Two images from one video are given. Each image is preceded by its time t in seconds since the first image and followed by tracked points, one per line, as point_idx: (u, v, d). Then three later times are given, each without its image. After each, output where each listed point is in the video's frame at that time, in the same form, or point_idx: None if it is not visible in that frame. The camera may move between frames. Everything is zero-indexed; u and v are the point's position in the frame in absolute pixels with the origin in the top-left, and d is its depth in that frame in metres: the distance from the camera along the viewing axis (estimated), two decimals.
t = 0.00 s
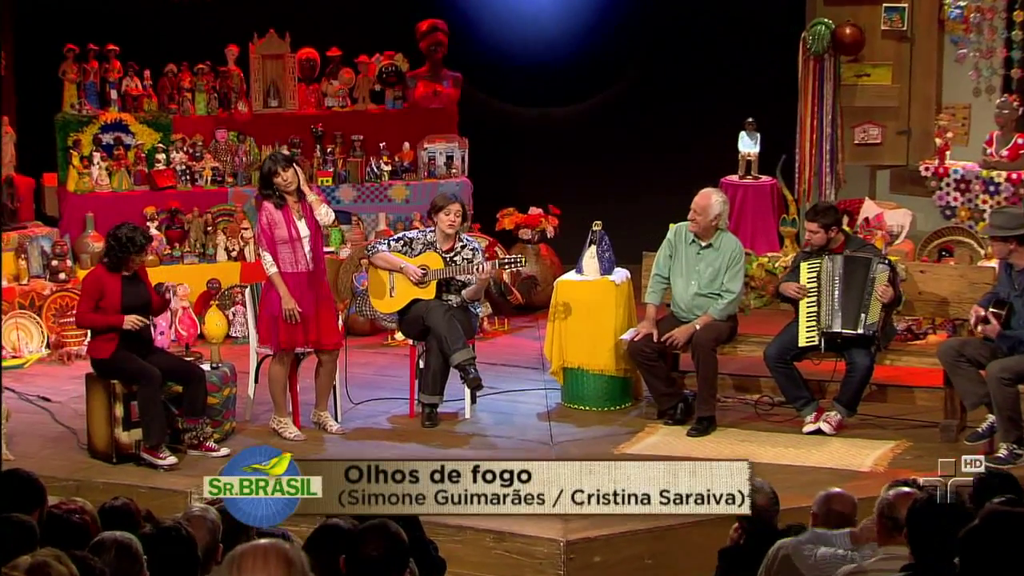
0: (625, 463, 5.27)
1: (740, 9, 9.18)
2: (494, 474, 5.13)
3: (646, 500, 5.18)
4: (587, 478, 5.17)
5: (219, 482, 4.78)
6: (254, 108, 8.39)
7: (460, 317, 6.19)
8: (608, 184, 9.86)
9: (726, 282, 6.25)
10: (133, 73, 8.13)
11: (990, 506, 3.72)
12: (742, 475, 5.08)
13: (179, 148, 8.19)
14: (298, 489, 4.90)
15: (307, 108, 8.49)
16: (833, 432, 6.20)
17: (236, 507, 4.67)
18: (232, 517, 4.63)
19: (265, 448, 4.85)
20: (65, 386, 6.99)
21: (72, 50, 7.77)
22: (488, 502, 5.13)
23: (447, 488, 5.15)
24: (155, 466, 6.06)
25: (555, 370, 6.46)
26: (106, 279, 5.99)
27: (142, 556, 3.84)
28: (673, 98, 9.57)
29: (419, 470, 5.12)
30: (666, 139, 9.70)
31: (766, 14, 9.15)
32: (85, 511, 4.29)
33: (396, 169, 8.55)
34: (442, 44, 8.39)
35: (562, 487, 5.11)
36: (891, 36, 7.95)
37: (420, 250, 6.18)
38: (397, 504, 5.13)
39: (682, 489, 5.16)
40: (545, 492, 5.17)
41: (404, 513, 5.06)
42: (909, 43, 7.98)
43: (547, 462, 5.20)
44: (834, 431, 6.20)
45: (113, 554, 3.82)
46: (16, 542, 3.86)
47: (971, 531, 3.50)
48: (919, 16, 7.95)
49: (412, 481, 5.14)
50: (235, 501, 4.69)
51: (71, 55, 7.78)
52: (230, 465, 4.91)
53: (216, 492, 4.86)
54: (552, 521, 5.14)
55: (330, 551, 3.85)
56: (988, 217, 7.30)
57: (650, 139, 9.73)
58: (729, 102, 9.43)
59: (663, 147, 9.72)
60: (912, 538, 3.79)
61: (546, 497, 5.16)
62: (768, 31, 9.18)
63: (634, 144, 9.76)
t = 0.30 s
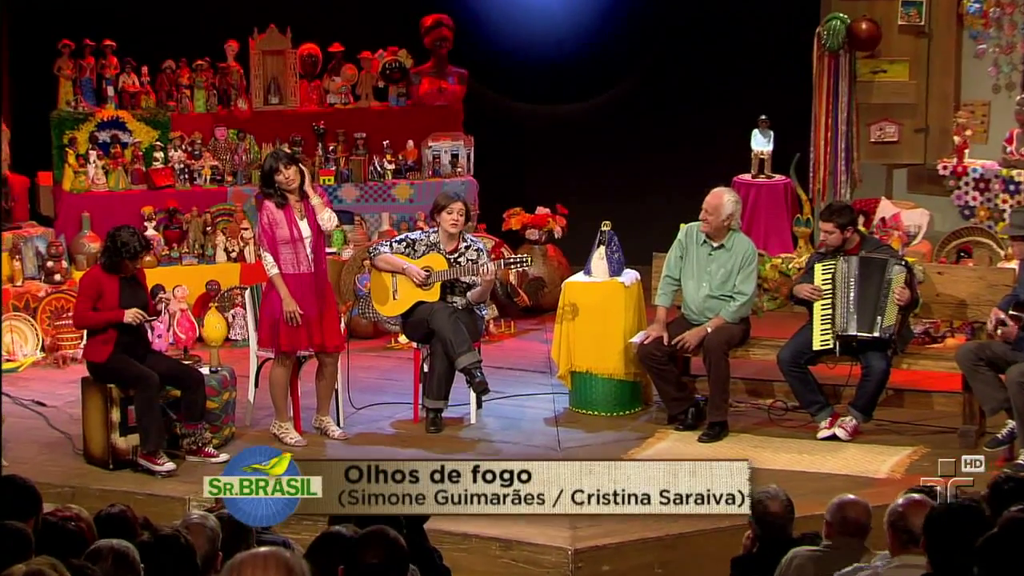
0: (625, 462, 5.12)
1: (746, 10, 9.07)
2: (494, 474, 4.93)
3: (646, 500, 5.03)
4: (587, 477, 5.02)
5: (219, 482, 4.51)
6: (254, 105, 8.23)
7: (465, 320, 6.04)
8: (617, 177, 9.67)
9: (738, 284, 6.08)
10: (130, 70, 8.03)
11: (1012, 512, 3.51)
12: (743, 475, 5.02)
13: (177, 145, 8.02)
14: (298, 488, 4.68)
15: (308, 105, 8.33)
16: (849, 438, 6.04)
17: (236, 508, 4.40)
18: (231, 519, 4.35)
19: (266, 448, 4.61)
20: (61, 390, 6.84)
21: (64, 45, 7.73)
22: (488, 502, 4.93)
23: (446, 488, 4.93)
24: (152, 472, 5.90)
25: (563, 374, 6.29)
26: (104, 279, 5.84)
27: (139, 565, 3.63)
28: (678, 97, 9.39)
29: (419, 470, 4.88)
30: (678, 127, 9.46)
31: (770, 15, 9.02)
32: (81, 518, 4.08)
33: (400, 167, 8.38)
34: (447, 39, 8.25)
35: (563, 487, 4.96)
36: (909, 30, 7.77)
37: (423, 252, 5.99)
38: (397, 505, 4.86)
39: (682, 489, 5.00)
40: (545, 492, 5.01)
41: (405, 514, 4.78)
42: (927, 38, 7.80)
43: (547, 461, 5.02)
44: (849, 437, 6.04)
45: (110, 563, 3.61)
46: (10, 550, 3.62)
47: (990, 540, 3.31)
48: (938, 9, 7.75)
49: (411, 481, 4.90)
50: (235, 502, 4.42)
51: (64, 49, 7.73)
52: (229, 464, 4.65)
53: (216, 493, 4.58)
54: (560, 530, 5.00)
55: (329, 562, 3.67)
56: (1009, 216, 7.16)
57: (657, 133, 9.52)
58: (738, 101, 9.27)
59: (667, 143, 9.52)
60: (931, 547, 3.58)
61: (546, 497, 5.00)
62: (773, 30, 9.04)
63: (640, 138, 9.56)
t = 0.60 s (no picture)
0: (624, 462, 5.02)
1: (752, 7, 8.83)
2: (494, 474, 4.85)
3: (646, 500, 4.94)
4: (587, 478, 4.93)
5: (219, 482, 4.55)
6: (254, 104, 8.10)
7: (471, 323, 5.87)
8: (623, 184, 9.58)
9: (751, 287, 5.93)
10: (128, 67, 7.84)
11: None
12: (742, 476, 4.96)
13: (176, 145, 7.84)
14: (298, 488, 4.62)
15: (310, 103, 8.19)
16: (864, 445, 5.88)
17: (236, 507, 4.47)
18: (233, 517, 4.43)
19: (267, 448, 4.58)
20: (57, 395, 6.70)
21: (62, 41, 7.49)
22: (488, 502, 4.85)
23: (447, 489, 4.82)
24: (151, 480, 5.75)
25: (571, 379, 6.14)
26: (101, 282, 5.71)
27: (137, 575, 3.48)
28: (684, 98, 9.25)
29: (419, 470, 4.77)
30: (681, 132, 9.33)
31: (781, 10, 8.75)
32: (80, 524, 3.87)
33: (404, 167, 8.26)
34: (452, 36, 8.11)
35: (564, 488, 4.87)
36: (927, 27, 7.71)
37: (427, 254, 5.86)
38: (397, 505, 4.73)
39: (682, 489, 4.92)
40: (545, 492, 4.93)
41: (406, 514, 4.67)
42: (946, 34, 7.75)
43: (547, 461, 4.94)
44: (865, 444, 5.88)
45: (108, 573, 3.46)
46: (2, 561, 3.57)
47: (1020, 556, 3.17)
48: (956, 7, 7.73)
49: (411, 481, 4.77)
50: (235, 501, 4.50)
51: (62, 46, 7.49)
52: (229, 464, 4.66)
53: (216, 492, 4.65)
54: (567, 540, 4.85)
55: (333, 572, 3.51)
56: None
57: (661, 137, 9.39)
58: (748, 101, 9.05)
59: (672, 146, 9.38)
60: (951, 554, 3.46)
61: (546, 497, 4.92)
62: (775, 29, 8.83)
63: (647, 141, 9.44)
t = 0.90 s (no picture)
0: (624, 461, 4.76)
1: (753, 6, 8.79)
2: (494, 474, 4.52)
3: (646, 500, 4.66)
4: (586, 477, 4.66)
5: (217, 482, 4.28)
6: (254, 101, 7.94)
7: (476, 326, 5.71)
8: (625, 183, 9.43)
9: (764, 290, 5.77)
10: (124, 63, 7.66)
11: None
12: (743, 475, 4.73)
13: (174, 143, 7.71)
14: (298, 488, 4.32)
15: (311, 100, 8.06)
16: (881, 453, 5.71)
17: (234, 507, 4.25)
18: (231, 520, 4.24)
19: (267, 448, 4.29)
20: (50, 401, 6.54)
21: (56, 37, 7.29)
22: (488, 502, 4.52)
23: (446, 489, 4.47)
24: (147, 487, 5.60)
25: (579, 384, 5.99)
26: (97, 284, 5.55)
27: None
28: (700, 99, 9.12)
29: (419, 470, 4.41)
30: (681, 134, 9.24)
31: (781, 11, 8.71)
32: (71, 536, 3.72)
33: (407, 167, 8.14)
34: (457, 31, 7.96)
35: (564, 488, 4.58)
36: (944, 22, 7.46)
37: (430, 255, 5.71)
38: (396, 506, 4.39)
39: (682, 489, 4.68)
40: (545, 492, 4.63)
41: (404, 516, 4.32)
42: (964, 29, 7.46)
43: (546, 460, 4.62)
44: (881, 451, 5.72)
45: None
46: None
47: None
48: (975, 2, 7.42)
49: (411, 481, 4.41)
50: (234, 501, 4.26)
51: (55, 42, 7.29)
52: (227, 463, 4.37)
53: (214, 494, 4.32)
54: (574, 550, 4.70)
55: None
56: None
57: (662, 138, 9.29)
58: (753, 101, 8.99)
59: (674, 149, 9.28)
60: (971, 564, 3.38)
61: (546, 497, 4.61)
62: (773, 28, 8.78)
63: (647, 143, 9.32)
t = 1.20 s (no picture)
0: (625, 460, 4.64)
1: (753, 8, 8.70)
2: (494, 474, 4.42)
3: (646, 500, 4.55)
4: (587, 477, 4.55)
5: (218, 482, 4.07)
6: (253, 97, 7.80)
7: (479, 328, 5.55)
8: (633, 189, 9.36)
9: (776, 291, 5.61)
10: (119, 59, 7.53)
11: None
12: (743, 475, 4.65)
13: (170, 141, 7.55)
14: (298, 488, 4.16)
15: (311, 96, 7.93)
16: (897, 458, 5.54)
17: (235, 508, 4.02)
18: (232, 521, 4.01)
19: (266, 447, 4.15)
20: (43, 405, 6.40)
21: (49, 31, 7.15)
22: (488, 502, 4.42)
23: (447, 488, 4.38)
24: (142, 494, 5.46)
25: (586, 389, 5.83)
26: (91, 284, 5.40)
27: None
28: (709, 97, 9.00)
29: (419, 470, 4.34)
30: (682, 135, 9.15)
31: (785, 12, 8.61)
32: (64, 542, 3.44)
33: (410, 164, 8.00)
34: (461, 26, 7.82)
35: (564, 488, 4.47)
36: (963, 15, 7.14)
37: (434, 256, 5.57)
38: (396, 506, 4.36)
39: (682, 489, 4.56)
40: (545, 492, 4.52)
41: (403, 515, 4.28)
42: (982, 23, 7.17)
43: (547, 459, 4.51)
44: (897, 457, 5.54)
45: None
46: None
47: None
48: None
49: (411, 481, 4.35)
50: (234, 501, 4.04)
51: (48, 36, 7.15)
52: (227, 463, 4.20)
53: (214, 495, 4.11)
54: (581, 558, 4.55)
55: None
56: None
57: (662, 141, 9.20)
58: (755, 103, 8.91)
59: (680, 151, 9.19)
60: None
61: (546, 497, 4.52)
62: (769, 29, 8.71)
63: (648, 145, 9.23)
